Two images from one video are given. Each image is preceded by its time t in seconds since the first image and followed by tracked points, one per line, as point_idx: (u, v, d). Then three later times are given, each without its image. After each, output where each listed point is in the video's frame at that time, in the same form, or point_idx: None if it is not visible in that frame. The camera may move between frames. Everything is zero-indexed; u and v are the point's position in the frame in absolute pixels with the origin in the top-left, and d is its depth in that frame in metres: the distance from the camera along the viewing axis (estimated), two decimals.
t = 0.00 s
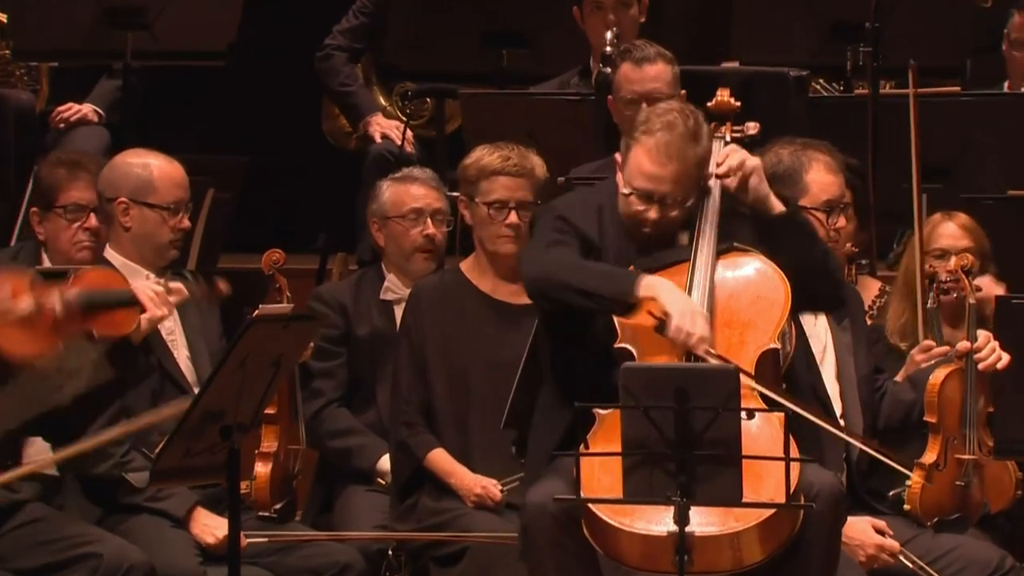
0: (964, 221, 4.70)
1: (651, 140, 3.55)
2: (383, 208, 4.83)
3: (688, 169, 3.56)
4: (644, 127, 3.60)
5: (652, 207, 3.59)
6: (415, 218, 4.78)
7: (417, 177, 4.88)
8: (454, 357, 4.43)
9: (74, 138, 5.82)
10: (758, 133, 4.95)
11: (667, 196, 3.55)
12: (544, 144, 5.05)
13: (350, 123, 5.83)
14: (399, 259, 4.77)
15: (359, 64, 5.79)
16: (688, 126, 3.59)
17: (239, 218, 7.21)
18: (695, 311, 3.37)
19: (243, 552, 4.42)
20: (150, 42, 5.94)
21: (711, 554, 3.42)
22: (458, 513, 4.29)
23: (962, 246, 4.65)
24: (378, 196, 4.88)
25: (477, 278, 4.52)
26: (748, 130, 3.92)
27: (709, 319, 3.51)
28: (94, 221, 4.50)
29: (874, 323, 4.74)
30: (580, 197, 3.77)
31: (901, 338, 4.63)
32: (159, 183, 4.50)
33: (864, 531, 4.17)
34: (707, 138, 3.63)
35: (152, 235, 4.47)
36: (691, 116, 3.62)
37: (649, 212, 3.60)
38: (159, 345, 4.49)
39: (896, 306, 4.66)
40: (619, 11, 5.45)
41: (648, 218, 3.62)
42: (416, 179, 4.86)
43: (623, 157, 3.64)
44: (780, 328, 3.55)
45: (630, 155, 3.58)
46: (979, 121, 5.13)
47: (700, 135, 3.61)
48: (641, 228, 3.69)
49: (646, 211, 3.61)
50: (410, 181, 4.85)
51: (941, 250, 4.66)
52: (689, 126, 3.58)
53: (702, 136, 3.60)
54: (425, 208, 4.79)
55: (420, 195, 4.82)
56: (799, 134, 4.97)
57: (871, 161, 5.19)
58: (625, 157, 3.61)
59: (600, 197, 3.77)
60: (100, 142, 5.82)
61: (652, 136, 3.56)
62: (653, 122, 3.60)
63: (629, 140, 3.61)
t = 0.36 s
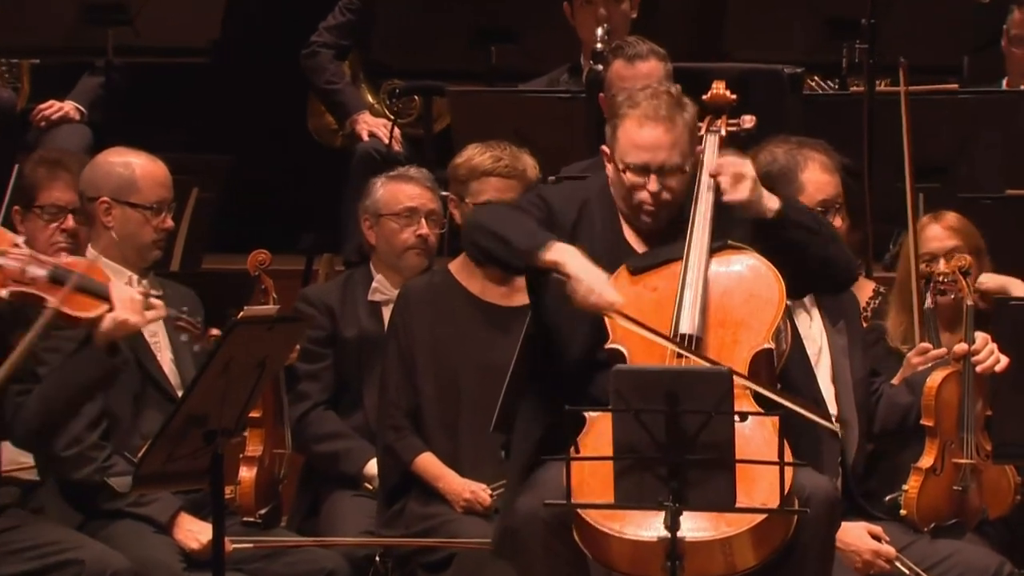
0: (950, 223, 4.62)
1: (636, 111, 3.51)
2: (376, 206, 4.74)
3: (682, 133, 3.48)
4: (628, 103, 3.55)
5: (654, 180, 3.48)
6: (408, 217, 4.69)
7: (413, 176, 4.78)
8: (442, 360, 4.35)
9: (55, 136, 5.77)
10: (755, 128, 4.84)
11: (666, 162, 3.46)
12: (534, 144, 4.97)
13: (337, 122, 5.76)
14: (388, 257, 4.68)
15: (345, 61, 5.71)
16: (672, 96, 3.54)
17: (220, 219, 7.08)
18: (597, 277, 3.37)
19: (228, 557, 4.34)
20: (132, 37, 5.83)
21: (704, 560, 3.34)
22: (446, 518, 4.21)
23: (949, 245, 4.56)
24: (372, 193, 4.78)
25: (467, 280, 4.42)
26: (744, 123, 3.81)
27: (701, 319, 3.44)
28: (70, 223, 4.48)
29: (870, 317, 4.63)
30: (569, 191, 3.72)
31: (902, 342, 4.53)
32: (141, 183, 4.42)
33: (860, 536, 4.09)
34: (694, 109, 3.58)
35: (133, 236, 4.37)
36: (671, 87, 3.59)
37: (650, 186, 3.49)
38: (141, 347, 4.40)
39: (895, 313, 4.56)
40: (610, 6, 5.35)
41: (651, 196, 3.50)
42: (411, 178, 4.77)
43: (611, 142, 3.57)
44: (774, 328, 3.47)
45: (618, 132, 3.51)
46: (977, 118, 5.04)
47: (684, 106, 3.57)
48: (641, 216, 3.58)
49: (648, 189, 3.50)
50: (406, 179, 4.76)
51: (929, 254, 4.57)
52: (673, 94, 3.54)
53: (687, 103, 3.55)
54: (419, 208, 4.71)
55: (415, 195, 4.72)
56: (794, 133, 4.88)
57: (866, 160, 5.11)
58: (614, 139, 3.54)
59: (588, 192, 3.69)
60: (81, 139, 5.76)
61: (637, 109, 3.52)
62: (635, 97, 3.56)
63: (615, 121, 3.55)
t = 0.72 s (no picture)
0: (929, 218, 4.60)
1: (614, 102, 3.42)
2: (360, 207, 4.64)
3: (663, 120, 3.40)
4: (604, 95, 3.47)
5: (636, 168, 3.40)
6: (394, 219, 4.61)
7: (396, 176, 4.70)
8: (427, 363, 4.26)
9: (33, 134, 5.68)
10: (735, 126, 4.74)
11: (649, 150, 3.37)
12: (523, 143, 4.88)
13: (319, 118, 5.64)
14: (375, 258, 4.59)
15: (329, 57, 5.58)
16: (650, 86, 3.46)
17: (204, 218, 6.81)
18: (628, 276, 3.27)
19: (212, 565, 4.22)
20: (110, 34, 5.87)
21: (691, 567, 3.24)
22: (431, 525, 4.12)
23: (937, 238, 4.54)
24: (355, 193, 4.69)
25: (452, 281, 4.34)
26: (725, 119, 3.76)
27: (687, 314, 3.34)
28: (30, 220, 4.15)
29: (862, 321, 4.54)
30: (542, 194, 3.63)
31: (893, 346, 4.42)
32: (119, 181, 4.33)
33: (851, 543, 4.00)
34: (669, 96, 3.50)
35: (113, 237, 4.29)
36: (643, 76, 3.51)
37: (633, 174, 3.41)
38: (121, 350, 4.31)
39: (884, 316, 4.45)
40: (598, 1, 5.25)
41: (634, 187, 3.42)
42: (395, 177, 4.68)
43: (589, 137, 3.49)
44: (761, 328, 3.40)
45: (597, 124, 3.43)
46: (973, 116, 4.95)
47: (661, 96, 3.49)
48: (625, 206, 3.48)
49: (630, 179, 3.42)
50: (388, 180, 4.67)
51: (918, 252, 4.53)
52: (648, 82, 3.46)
53: (663, 90, 3.47)
54: (405, 208, 4.62)
55: (399, 195, 4.64)
56: (787, 131, 4.79)
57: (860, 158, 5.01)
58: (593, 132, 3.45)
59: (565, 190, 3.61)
60: (59, 138, 5.68)
61: (614, 100, 3.43)
62: (610, 89, 3.48)
63: (592, 114, 3.47)
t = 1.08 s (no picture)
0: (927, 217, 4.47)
1: (624, 119, 3.31)
2: (343, 208, 4.53)
3: (670, 141, 3.30)
4: (613, 110, 3.36)
5: (639, 193, 3.30)
6: (377, 219, 4.49)
7: (378, 174, 4.58)
8: (416, 366, 4.16)
9: (11, 131, 5.58)
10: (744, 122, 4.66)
11: (655, 175, 3.28)
12: (512, 140, 4.78)
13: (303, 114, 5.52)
14: (359, 260, 4.49)
15: (313, 52, 5.50)
16: (660, 102, 3.36)
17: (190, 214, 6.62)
18: (620, 304, 3.14)
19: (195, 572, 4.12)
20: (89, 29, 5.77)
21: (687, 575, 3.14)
22: (418, 530, 4.01)
23: (935, 237, 4.42)
24: (336, 194, 4.58)
25: (439, 279, 4.26)
26: (734, 118, 3.65)
27: (689, 321, 3.25)
28: None
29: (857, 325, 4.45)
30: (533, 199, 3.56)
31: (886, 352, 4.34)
32: (92, 178, 4.23)
33: (846, 550, 3.91)
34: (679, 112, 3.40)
35: (87, 236, 4.22)
36: (655, 90, 3.40)
37: (636, 199, 3.31)
38: (101, 353, 4.21)
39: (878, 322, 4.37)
40: None
41: (636, 210, 3.33)
42: (377, 176, 4.57)
43: (594, 148, 3.38)
44: (764, 332, 3.31)
45: (604, 140, 3.32)
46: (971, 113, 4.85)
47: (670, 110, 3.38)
48: (626, 220, 3.40)
49: (633, 203, 3.32)
50: (370, 179, 4.55)
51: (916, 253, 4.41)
52: (659, 100, 3.35)
53: (674, 109, 3.36)
54: (389, 208, 4.51)
55: (382, 193, 4.52)
56: (782, 129, 4.69)
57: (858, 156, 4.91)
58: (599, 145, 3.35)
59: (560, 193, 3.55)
60: (38, 135, 5.58)
61: (624, 116, 3.32)
62: (620, 104, 3.37)
63: (599, 128, 3.36)
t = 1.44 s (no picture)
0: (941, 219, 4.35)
1: (620, 124, 3.24)
2: (329, 212, 4.45)
3: (666, 149, 3.23)
4: (610, 114, 3.28)
5: (633, 201, 3.23)
6: (365, 223, 4.41)
7: (365, 176, 4.50)
8: (406, 372, 4.08)
9: None
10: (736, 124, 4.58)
11: (649, 183, 3.21)
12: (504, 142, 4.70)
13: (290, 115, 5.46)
14: (347, 264, 4.40)
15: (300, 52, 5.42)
16: (658, 107, 3.29)
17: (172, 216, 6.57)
18: (595, 310, 3.09)
19: None
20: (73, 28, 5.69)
21: None
22: (408, 539, 3.93)
23: (950, 243, 4.30)
24: (323, 197, 4.49)
25: (428, 283, 4.19)
26: (728, 122, 3.60)
27: (684, 329, 3.19)
28: None
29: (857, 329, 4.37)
30: (526, 201, 3.47)
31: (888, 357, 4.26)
32: (73, 181, 4.16)
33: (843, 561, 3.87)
34: (678, 119, 3.32)
35: (70, 238, 4.14)
36: (654, 95, 3.32)
37: (629, 206, 3.24)
38: (84, 361, 4.14)
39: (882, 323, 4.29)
40: None
41: (629, 217, 3.26)
42: (364, 178, 4.48)
43: (589, 152, 3.31)
44: (762, 339, 3.23)
45: (599, 145, 3.26)
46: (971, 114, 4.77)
47: (668, 116, 3.31)
48: (619, 228, 3.33)
49: (626, 210, 3.25)
50: (357, 181, 4.47)
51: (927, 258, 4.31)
52: (657, 106, 3.28)
53: (671, 116, 3.29)
54: (376, 211, 4.42)
55: (369, 196, 4.44)
56: (777, 130, 4.61)
57: (855, 158, 4.83)
58: (594, 149, 3.28)
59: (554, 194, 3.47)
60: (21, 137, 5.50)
61: (620, 121, 3.25)
62: (617, 108, 3.29)
63: (595, 131, 3.29)
